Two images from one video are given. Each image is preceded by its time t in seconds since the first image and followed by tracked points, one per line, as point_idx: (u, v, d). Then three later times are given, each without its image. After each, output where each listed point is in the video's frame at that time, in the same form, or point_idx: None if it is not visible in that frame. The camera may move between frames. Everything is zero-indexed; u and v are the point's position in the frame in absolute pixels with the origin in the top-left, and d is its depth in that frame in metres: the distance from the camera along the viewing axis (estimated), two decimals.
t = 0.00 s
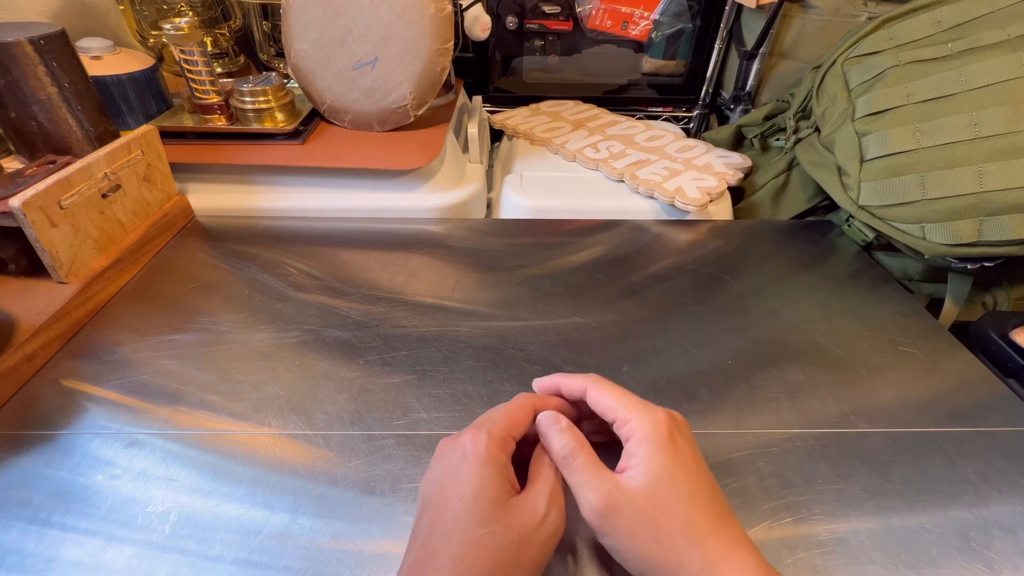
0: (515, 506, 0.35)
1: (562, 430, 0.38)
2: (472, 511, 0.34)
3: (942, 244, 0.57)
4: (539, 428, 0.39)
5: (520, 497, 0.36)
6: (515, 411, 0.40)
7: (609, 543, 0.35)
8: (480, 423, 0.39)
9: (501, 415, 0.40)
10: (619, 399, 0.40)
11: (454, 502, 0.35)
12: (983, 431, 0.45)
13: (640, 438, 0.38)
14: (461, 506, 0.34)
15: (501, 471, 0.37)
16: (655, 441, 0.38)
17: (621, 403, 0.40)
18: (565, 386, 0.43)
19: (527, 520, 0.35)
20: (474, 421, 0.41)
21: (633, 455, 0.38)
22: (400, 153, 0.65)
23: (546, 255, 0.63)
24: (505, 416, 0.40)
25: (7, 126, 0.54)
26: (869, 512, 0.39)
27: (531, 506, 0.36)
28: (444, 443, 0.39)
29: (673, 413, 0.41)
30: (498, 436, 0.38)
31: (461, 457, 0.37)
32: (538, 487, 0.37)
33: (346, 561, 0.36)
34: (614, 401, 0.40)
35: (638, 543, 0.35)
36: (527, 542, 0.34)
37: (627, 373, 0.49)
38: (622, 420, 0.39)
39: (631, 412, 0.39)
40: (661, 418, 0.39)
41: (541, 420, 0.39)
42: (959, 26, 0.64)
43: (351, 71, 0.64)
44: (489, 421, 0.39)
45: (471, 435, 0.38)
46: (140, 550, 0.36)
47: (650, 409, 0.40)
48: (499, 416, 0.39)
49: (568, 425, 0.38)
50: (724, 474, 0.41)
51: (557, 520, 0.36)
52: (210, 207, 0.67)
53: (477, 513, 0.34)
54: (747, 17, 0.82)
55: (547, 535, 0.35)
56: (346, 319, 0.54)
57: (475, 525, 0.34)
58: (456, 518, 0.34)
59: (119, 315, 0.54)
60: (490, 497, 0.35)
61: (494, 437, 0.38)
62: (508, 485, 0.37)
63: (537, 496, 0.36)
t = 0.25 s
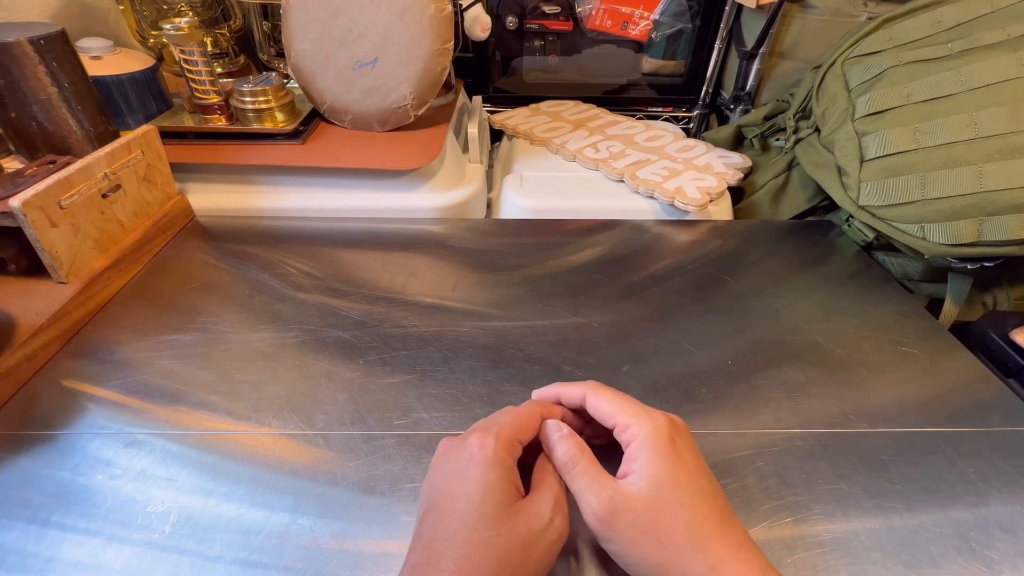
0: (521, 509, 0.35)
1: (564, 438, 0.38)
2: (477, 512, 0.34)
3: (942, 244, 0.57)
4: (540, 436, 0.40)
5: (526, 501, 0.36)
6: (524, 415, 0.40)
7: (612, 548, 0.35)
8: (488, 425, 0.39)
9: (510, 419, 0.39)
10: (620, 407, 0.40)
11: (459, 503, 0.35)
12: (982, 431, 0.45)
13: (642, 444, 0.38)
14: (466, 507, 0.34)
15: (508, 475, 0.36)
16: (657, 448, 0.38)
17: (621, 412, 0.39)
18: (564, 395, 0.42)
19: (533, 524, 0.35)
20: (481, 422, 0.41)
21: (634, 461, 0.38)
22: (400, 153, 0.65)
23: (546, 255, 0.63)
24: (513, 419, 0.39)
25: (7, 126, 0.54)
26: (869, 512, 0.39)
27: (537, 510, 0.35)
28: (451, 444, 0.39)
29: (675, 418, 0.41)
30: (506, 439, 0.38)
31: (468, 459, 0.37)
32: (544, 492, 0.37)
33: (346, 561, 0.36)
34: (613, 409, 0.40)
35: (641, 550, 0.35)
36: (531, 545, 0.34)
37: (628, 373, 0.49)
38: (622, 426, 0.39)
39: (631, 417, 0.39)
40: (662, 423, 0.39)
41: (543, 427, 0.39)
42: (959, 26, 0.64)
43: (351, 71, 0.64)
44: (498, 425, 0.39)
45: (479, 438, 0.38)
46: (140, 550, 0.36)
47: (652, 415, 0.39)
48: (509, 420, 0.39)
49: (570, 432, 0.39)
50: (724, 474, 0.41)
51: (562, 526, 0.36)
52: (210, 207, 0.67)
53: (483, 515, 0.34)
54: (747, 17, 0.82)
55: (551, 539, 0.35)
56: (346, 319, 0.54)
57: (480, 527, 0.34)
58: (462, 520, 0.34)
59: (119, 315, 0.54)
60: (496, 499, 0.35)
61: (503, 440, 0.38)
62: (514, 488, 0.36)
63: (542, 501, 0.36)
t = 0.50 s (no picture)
0: (521, 509, 0.35)
1: (564, 438, 0.38)
2: (478, 513, 0.34)
3: (942, 244, 0.57)
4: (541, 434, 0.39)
5: (527, 501, 0.36)
6: (524, 416, 0.40)
7: (615, 548, 0.35)
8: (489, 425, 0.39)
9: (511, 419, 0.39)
10: (621, 407, 0.40)
11: (459, 503, 0.35)
12: (982, 431, 0.45)
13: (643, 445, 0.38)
14: (466, 507, 0.34)
15: (509, 475, 0.36)
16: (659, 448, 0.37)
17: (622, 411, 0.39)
18: (564, 395, 0.42)
19: (533, 524, 0.35)
20: (481, 422, 0.41)
21: (636, 461, 0.37)
22: (400, 153, 0.65)
23: (546, 255, 0.63)
24: (514, 420, 0.39)
25: (7, 126, 0.54)
26: (869, 512, 0.39)
27: (537, 511, 0.35)
28: (451, 444, 0.39)
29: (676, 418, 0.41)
30: (506, 439, 0.38)
31: (469, 459, 0.37)
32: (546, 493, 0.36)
33: (346, 561, 0.36)
34: (615, 409, 0.40)
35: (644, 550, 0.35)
36: (532, 546, 0.34)
37: (628, 373, 0.49)
38: (624, 426, 0.39)
39: (632, 416, 0.39)
40: (664, 423, 0.39)
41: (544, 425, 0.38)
42: (959, 26, 0.64)
43: (351, 71, 0.64)
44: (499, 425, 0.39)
45: (480, 438, 0.38)
46: (140, 550, 0.36)
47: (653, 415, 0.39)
48: (509, 420, 0.39)
49: (571, 430, 0.38)
50: (724, 474, 0.41)
51: (563, 527, 0.36)
52: (210, 207, 0.67)
53: (483, 515, 0.34)
54: (747, 17, 0.82)
55: (552, 540, 0.35)
56: (346, 319, 0.54)
57: (480, 527, 0.34)
58: (461, 520, 0.34)
59: (119, 315, 0.54)
60: (497, 500, 0.35)
61: (503, 440, 0.37)
62: (514, 488, 0.36)
63: (542, 500, 0.36)
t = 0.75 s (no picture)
0: (521, 510, 0.35)
1: (564, 438, 0.37)
2: (478, 513, 0.34)
3: (942, 244, 0.57)
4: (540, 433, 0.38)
5: (526, 501, 0.36)
6: (524, 416, 0.40)
7: (616, 548, 0.35)
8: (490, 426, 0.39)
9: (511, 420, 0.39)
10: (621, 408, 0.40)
11: (460, 504, 0.35)
12: (982, 431, 0.45)
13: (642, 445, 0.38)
14: (467, 508, 0.34)
15: (509, 476, 0.36)
16: (660, 448, 0.37)
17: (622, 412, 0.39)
18: (564, 395, 0.42)
19: (532, 525, 0.35)
20: (481, 422, 0.41)
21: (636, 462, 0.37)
22: (400, 153, 0.65)
23: (546, 255, 0.63)
24: (515, 420, 0.39)
25: (7, 126, 0.54)
26: (869, 512, 0.39)
27: (536, 511, 0.35)
28: (451, 443, 0.39)
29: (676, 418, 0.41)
30: (506, 439, 0.38)
31: (469, 459, 0.37)
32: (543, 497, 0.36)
33: (346, 561, 0.36)
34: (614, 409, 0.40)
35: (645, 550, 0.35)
36: (532, 546, 0.34)
37: (628, 373, 0.49)
38: (624, 426, 0.39)
39: (633, 416, 0.39)
40: (665, 423, 0.39)
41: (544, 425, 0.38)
42: (959, 26, 0.64)
43: (351, 71, 0.64)
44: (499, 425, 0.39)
45: (479, 438, 0.38)
46: (141, 550, 0.36)
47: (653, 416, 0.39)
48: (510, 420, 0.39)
49: (570, 430, 0.38)
50: (724, 474, 0.41)
51: (562, 527, 0.36)
52: (210, 207, 0.67)
53: (483, 515, 0.34)
54: (747, 17, 0.82)
55: (551, 540, 0.35)
56: (346, 319, 0.54)
57: (480, 528, 0.34)
58: (462, 520, 0.34)
59: (119, 315, 0.54)
60: (497, 500, 0.35)
61: (504, 441, 0.38)
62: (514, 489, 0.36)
63: (542, 500, 0.36)
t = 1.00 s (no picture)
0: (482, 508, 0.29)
1: (598, 469, 0.28)
2: (436, 525, 0.29)
3: (942, 244, 0.57)
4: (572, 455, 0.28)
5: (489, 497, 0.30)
6: (444, 374, 0.34)
7: None
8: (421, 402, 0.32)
9: (444, 396, 0.32)
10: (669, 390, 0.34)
11: (415, 520, 0.29)
12: (982, 431, 0.45)
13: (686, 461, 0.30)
14: (422, 524, 0.29)
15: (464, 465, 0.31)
16: (702, 467, 0.30)
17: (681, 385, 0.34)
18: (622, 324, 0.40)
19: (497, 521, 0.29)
20: (404, 397, 0.34)
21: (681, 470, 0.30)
22: (400, 153, 0.65)
23: (546, 255, 0.63)
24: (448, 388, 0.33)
25: (7, 126, 0.54)
26: (869, 512, 0.39)
27: (504, 500, 0.30)
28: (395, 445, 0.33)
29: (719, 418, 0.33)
30: (453, 424, 0.32)
31: (411, 462, 0.30)
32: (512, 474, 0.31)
33: (346, 561, 0.36)
34: (663, 391, 0.34)
35: None
36: (505, 549, 0.29)
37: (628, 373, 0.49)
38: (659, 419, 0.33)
39: (673, 420, 0.32)
40: (707, 430, 0.32)
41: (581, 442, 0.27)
42: (959, 26, 0.64)
43: (351, 71, 0.64)
44: (424, 391, 0.33)
45: (414, 428, 0.31)
46: (141, 550, 0.36)
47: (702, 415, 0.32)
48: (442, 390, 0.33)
49: (611, 456, 0.28)
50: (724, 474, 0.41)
51: (541, 511, 0.30)
52: (210, 207, 0.67)
53: (443, 527, 0.28)
54: (747, 17, 0.82)
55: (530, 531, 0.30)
56: (346, 319, 0.54)
57: (444, 543, 0.28)
58: (424, 536, 0.28)
59: (119, 315, 0.54)
60: (453, 506, 0.29)
61: (447, 421, 0.31)
62: (474, 480, 0.31)
63: (512, 488, 0.30)
